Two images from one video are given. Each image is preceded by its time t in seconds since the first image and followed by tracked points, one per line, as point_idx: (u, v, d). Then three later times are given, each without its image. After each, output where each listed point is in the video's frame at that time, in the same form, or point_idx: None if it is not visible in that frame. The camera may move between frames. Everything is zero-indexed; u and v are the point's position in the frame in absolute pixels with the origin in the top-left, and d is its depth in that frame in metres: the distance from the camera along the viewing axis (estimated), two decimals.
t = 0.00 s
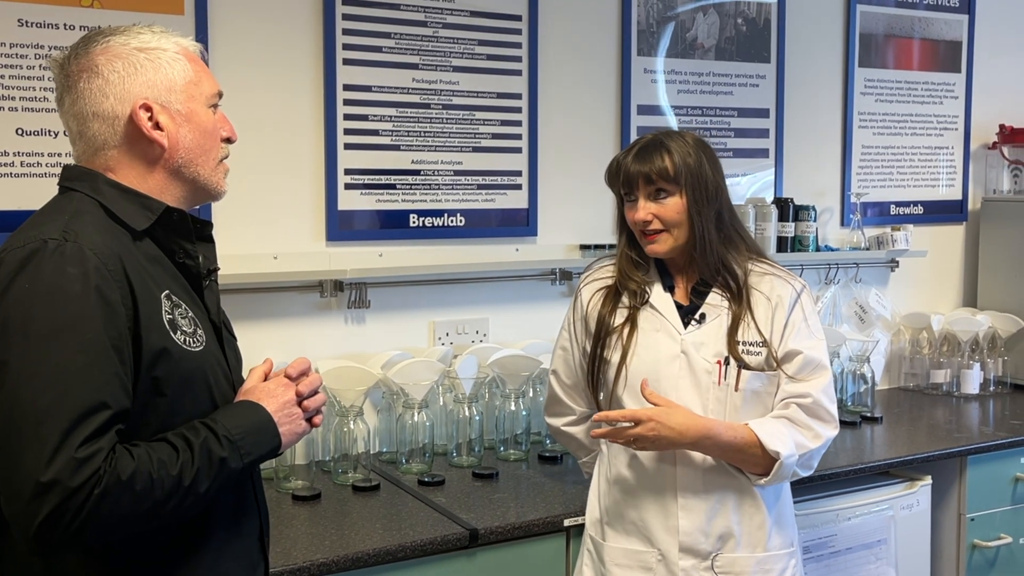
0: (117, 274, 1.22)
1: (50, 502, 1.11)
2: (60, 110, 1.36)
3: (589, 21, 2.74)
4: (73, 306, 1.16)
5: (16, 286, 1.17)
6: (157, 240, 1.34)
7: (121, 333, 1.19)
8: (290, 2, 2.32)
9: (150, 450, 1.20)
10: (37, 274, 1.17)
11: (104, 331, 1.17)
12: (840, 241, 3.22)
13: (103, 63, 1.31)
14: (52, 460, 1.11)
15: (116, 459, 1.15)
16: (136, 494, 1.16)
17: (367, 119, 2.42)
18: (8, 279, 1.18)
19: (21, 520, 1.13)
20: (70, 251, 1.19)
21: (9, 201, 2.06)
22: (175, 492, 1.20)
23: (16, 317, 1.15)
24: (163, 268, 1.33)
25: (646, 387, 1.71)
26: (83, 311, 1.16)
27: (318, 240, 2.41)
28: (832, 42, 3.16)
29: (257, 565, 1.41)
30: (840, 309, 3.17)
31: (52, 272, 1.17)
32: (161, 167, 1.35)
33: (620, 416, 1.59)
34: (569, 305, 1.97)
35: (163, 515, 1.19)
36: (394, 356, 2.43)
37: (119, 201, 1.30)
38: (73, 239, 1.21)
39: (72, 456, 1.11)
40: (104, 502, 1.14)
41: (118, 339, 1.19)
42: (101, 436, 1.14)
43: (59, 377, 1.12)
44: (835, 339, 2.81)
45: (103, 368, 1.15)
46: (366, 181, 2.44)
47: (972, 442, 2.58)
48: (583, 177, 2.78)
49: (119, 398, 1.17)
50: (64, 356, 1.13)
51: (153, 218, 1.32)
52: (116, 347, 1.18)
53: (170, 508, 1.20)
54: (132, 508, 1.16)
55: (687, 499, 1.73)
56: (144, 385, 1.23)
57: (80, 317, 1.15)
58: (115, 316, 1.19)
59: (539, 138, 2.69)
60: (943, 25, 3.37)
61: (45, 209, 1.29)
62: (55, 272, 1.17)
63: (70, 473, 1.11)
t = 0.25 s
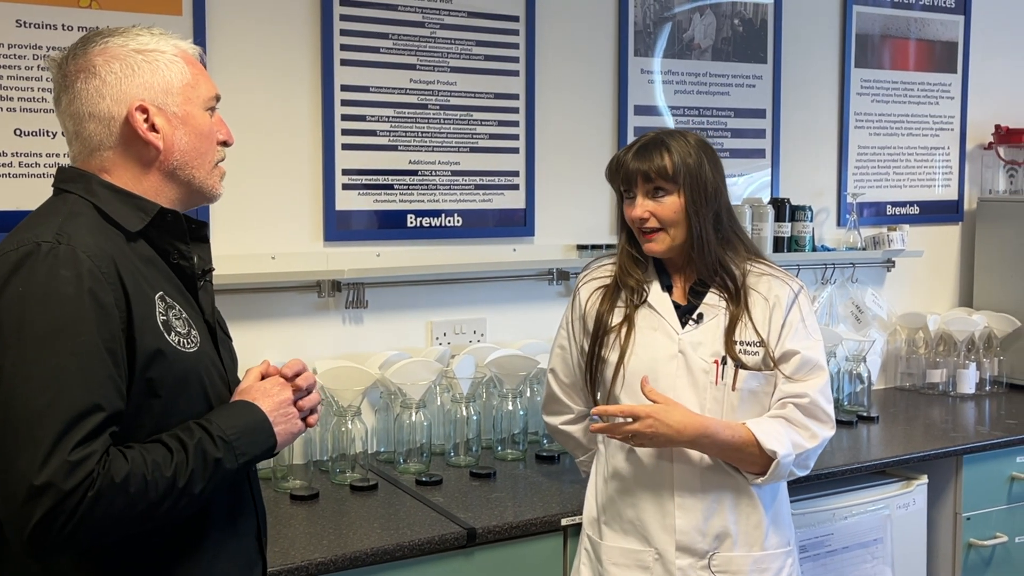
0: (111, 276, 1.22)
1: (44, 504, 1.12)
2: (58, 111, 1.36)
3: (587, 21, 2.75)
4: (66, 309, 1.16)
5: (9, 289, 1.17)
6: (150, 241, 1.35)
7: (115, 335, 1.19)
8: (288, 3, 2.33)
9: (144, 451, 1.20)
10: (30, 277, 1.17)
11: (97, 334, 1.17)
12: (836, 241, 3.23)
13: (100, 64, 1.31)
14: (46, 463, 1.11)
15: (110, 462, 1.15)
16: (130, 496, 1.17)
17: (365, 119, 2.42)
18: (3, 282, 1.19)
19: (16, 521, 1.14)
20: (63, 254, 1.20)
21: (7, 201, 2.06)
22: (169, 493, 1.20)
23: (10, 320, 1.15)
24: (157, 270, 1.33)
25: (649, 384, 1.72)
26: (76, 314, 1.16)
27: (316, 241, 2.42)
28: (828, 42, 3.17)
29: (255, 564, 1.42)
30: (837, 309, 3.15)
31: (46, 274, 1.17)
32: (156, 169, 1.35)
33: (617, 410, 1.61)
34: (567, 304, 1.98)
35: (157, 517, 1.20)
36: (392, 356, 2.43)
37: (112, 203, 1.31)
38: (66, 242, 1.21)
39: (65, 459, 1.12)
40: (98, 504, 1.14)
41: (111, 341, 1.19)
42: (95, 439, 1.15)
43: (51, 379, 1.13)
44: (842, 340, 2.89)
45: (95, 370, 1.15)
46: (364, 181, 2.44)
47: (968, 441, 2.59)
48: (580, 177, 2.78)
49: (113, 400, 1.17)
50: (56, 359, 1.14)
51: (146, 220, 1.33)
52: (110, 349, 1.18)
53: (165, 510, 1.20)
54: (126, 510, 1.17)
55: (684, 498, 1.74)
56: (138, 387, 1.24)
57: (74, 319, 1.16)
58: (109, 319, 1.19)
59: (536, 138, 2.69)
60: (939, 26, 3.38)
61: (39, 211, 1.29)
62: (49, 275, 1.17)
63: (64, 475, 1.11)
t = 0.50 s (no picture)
0: (103, 277, 1.23)
1: (35, 503, 1.13)
2: (53, 109, 1.37)
3: (582, 22, 2.76)
4: (56, 309, 1.16)
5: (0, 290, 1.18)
6: (143, 242, 1.35)
7: (107, 336, 1.20)
8: (284, 4, 2.33)
9: (136, 451, 1.21)
10: (21, 278, 1.18)
11: (89, 335, 1.18)
12: (831, 242, 3.24)
13: (97, 64, 1.32)
14: (37, 462, 1.12)
15: (101, 461, 1.16)
16: (122, 495, 1.17)
17: (360, 120, 2.43)
18: None
19: (8, 521, 1.15)
20: (54, 255, 1.20)
21: (4, 202, 2.07)
22: (161, 492, 1.21)
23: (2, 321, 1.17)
24: (149, 270, 1.33)
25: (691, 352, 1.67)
26: (67, 314, 1.17)
27: (312, 241, 2.42)
28: (823, 44, 3.18)
29: (248, 563, 1.43)
30: (832, 310, 3.19)
31: (36, 275, 1.18)
32: (148, 171, 1.36)
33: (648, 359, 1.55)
34: (563, 302, 1.99)
35: (150, 516, 1.21)
36: (387, 357, 2.44)
37: (104, 203, 1.31)
38: (58, 242, 1.22)
39: (57, 458, 1.12)
40: (90, 503, 1.15)
41: (103, 342, 1.19)
42: (86, 438, 1.15)
43: (42, 380, 1.14)
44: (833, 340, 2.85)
45: (87, 371, 1.16)
46: (360, 182, 2.45)
47: (962, 441, 2.60)
48: (576, 177, 2.79)
49: (104, 401, 1.17)
50: (46, 360, 1.14)
51: (139, 220, 1.33)
52: (101, 350, 1.19)
53: (157, 508, 1.21)
54: (118, 509, 1.17)
55: (676, 497, 1.75)
56: (130, 387, 1.24)
57: (65, 320, 1.16)
58: (100, 319, 1.20)
59: (532, 139, 2.70)
60: (934, 28, 3.39)
61: (32, 212, 1.30)
62: (40, 276, 1.18)
63: (55, 475, 1.12)
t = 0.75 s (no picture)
0: (93, 278, 1.23)
1: (25, 505, 1.13)
2: (46, 110, 1.38)
3: (577, 24, 2.76)
4: (46, 311, 1.17)
5: None
6: (135, 244, 1.36)
7: (98, 337, 1.20)
8: (279, 6, 2.34)
9: (126, 453, 1.21)
10: (12, 280, 1.19)
11: (80, 336, 1.18)
12: (826, 243, 3.24)
13: (89, 65, 1.32)
14: (27, 464, 1.13)
15: (91, 463, 1.16)
16: (111, 497, 1.17)
17: (356, 121, 2.43)
18: None
19: None
20: (45, 257, 1.21)
21: None
22: (151, 494, 1.21)
23: None
24: (141, 272, 1.34)
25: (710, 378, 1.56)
26: (57, 316, 1.17)
27: (307, 242, 2.43)
28: (818, 45, 3.19)
29: (241, 563, 1.43)
30: (827, 310, 3.20)
31: (27, 277, 1.19)
32: (140, 172, 1.36)
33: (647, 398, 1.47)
34: (558, 304, 1.99)
35: (140, 518, 1.21)
36: (382, 358, 2.45)
37: (96, 205, 1.31)
38: (48, 245, 1.22)
39: (46, 461, 1.13)
40: (80, 506, 1.15)
41: (94, 344, 1.20)
42: (76, 440, 1.16)
43: (32, 381, 1.14)
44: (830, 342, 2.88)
45: (77, 373, 1.16)
46: (355, 184, 2.45)
47: (956, 442, 2.61)
48: (571, 178, 2.80)
49: (95, 402, 1.18)
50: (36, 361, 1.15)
51: (131, 223, 1.33)
52: (92, 352, 1.19)
53: (147, 511, 1.21)
54: (108, 511, 1.18)
55: (670, 498, 1.75)
56: (122, 389, 1.25)
57: (55, 321, 1.17)
58: (90, 321, 1.20)
59: (527, 141, 2.71)
60: (929, 29, 3.40)
61: (23, 214, 1.31)
62: (30, 278, 1.19)
63: (44, 477, 1.13)
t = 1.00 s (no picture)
0: (83, 278, 1.24)
1: (16, 503, 1.14)
2: (38, 109, 1.38)
3: (572, 24, 2.77)
4: (36, 310, 1.17)
5: None
6: (126, 243, 1.36)
7: (88, 336, 1.21)
8: (274, 6, 2.34)
9: (117, 452, 1.21)
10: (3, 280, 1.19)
11: (70, 335, 1.18)
12: (821, 243, 3.25)
13: (81, 66, 1.33)
14: (18, 463, 1.13)
15: (82, 462, 1.17)
16: (102, 496, 1.18)
17: (351, 122, 2.44)
18: None
19: None
20: (35, 257, 1.21)
21: None
22: (143, 493, 1.22)
23: None
24: (132, 271, 1.34)
25: (689, 370, 1.64)
26: (47, 315, 1.17)
27: (302, 243, 2.43)
28: (813, 46, 3.20)
29: (234, 562, 1.44)
30: (821, 310, 3.19)
31: (17, 276, 1.19)
32: (131, 173, 1.37)
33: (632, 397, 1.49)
34: (553, 305, 2.00)
35: (131, 516, 1.21)
36: (377, 358, 2.45)
37: (87, 205, 1.32)
38: (38, 245, 1.23)
39: (36, 459, 1.13)
40: (70, 504, 1.16)
41: (84, 343, 1.20)
42: (66, 439, 1.16)
43: (22, 380, 1.14)
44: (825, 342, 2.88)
45: (67, 372, 1.17)
46: (350, 184, 2.46)
47: (950, 441, 2.61)
48: (566, 179, 2.80)
49: (85, 401, 1.18)
50: (26, 360, 1.15)
51: (122, 222, 1.34)
52: (82, 351, 1.20)
53: (138, 510, 1.22)
54: (99, 509, 1.18)
55: (663, 497, 1.76)
56: (113, 388, 1.25)
57: (45, 320, 1.17)
58: (81, 320, 1.21)
59: (522, 141, 2.71)
60: (923, 30, 3.41)
61: (15, 214, 1.31)
62: (20, 277, 1.19)
63: (34, 476, 1.13)
